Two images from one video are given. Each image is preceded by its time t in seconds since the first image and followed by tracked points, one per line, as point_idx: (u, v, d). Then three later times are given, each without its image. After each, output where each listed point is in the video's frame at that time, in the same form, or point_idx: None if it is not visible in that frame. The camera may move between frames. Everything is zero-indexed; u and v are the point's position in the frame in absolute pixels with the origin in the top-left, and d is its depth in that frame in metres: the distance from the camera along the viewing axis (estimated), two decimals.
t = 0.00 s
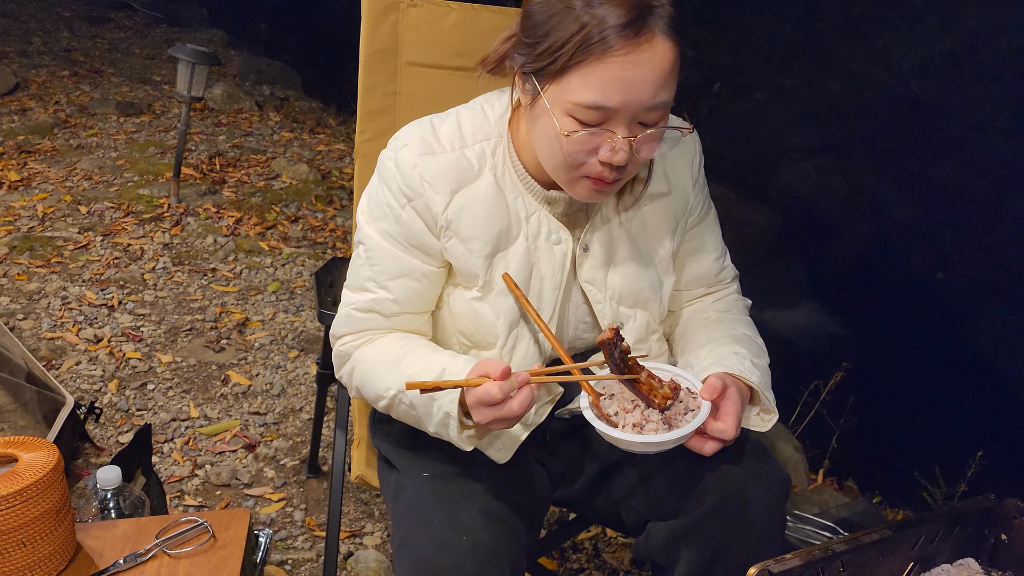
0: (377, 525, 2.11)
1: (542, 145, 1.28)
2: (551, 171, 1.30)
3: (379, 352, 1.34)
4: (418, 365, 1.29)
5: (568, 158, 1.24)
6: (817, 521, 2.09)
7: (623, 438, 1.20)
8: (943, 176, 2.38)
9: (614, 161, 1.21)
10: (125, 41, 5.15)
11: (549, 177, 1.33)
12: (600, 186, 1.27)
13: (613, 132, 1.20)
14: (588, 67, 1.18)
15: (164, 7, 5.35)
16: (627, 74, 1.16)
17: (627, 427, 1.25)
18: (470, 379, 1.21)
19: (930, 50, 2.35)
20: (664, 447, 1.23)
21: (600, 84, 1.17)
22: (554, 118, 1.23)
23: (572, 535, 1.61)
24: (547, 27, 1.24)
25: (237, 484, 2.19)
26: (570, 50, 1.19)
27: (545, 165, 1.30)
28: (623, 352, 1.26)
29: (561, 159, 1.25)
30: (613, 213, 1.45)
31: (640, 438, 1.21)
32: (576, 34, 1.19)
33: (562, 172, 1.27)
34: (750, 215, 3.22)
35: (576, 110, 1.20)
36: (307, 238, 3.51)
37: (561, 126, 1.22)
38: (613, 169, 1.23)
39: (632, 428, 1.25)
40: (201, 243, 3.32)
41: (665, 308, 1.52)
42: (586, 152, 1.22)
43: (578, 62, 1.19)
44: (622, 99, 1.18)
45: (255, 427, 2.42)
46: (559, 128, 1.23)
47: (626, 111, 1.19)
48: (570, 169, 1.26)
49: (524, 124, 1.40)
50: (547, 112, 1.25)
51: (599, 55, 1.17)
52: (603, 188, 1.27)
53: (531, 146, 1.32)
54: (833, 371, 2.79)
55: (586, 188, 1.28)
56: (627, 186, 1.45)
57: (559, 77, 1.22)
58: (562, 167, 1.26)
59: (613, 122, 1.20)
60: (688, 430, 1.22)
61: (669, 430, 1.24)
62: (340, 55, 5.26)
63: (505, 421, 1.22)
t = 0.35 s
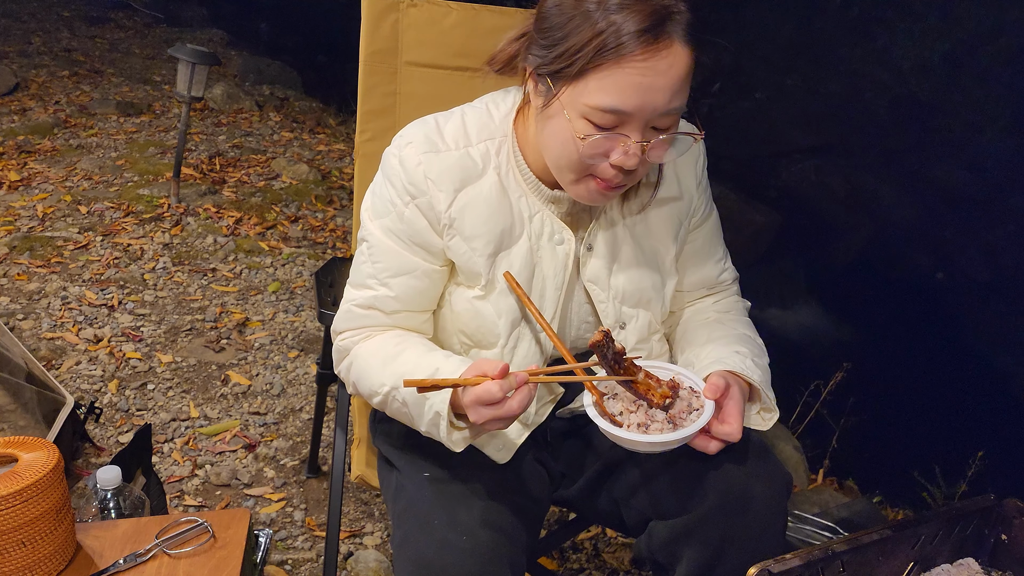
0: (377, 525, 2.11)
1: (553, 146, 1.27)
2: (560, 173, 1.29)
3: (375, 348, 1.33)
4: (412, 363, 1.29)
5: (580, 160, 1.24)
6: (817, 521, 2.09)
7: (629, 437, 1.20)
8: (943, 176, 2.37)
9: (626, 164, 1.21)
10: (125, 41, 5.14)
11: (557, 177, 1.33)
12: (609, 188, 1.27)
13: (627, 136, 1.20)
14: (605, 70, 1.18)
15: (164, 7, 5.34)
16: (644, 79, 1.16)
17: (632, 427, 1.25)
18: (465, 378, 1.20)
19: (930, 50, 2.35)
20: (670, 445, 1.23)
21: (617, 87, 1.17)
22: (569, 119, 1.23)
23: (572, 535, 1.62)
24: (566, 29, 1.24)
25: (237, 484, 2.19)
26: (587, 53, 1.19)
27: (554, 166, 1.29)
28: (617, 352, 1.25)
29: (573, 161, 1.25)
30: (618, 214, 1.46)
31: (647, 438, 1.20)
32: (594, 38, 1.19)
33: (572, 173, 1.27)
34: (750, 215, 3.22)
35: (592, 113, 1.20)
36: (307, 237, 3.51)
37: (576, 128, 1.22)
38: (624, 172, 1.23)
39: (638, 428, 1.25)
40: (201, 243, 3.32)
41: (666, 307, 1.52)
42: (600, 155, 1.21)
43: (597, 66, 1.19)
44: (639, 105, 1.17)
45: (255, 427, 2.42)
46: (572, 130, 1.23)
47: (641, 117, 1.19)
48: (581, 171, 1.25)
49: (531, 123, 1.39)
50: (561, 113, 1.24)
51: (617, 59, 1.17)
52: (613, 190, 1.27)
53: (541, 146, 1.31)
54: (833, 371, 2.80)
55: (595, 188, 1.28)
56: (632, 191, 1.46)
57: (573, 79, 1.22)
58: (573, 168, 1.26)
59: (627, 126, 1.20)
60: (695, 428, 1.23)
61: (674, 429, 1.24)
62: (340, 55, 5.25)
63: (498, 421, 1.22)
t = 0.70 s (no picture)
0: (377, 526, 2.11)
1: (557, 139, 1.27)
2: (562, 166, 1.29)
3: (397, 350, 1.33)
4: (442, 360, 1.29)
5: (582, 154, 1.24)
6: (817, 521, 2.09)
7: (647, 440, 1.19)
8: (943, 176, 2.38)
9: (627, 160, 1.20)
10: (125, 41, 5.14)
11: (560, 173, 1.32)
12: (605, 185, 1.27)
13: (629, 131, 1.19)
14: (613, 64, 1.18)
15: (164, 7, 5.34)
16: (650, 75, 1.16)
17: (645, 428, 1.24)
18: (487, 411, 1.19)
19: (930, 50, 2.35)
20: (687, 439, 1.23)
21: (623, 82, 1.17)
22: (573, 112, 1.23)
23: (572, 535, 1.62)
24: (576, 22, 1.25)
25: (237, 484, 2.19)
26: (596, 47, 1.20)
27: (552, 156, 1.29)
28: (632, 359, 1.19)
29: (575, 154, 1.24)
30: (621, 216, 1.46)
31: (664, 436, 1.20)
32: (602, 30, 1.20)
33: (573, 167, 1.26)
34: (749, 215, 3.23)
35: (596, 107, 1.19)
36: (307, 237, 3.51)
37: (579, 121, 1.22)
38: (624, 168, 1.22)
39: (651, 428, 1.24)
40: (201, 243, 3.32)
41: (666, 308, 1.52)
42: (601, 149, 1.21)
43: (606, 61, 1.19)
44: (643, 103, 1.17)
45: (255, 427, 2.42)
46: (574, 121, 1.23)
47: (646, 114, 1.18)
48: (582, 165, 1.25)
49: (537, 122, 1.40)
50: (566, 105, 1.24)
51: (624, 54, 1.17)
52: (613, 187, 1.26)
53: (545, 140, 1.31)
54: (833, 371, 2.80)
55: (595, 184, 1.27)
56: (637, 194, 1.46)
57: (581, 72, 1.22)
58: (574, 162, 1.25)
59: (631, 122, 1.20)
60: (707, 419, 1.24)
61: (686, 423, 1.25)
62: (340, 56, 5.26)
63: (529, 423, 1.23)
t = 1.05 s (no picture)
0: (377, 526, 2.11)
1: (568, 142, 1.27)
2: (574, 168, 1.29)
3: (402, 346, 1.33)
4: (451, 351, 1.30)
5: (596, 156, 1.24)
6: (817, 521, 2.08)
7: (683, 434, 1.19)
8: (943, 176, 2.37)
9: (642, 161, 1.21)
10: (124, 41, 5.14)
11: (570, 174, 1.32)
12: (621, 187, 1.27)
13: (644, 132, 1.20)
14: (626, 66, 1.18)
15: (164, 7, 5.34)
16: (664, 76, 1.17)
17: (677, 423, 1.25)
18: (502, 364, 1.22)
19: (931, 50, 2.35)
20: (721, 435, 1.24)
21: (637, 84, 1.17)
22: (586, 115, 1.23)
23: (572, 535, 1.62)
24: (585, 27, 1.25)
25: (237, 484, 2.19)
26: (608, 50, 1.20)
27: (565, 162, 1.29)
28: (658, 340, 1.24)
29: (588, 157, 1.24)
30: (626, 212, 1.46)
31: (700, 431, 1.21)
32: (614, 35, 1.20)
33: (587, 169, 1.26)
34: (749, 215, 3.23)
35: (610, 109, 1.19)
36: (307, 238, 3.51)
37: (593, 124, 1.22)
38: (639, 169, 1.23)
39: (683, 423, 1.25)
40: (201, 243, 3.32)
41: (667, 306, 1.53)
42: (615, 151, 1.21)
43: (618, 63, 1.19)
44: (658, 102, 1.17)
45: (255, 427, 2.42)
46: (589, 126, 1.23)
47: (659, 114, 1.19)
48: (596, 167, 1.25)
49: (541, 121, 1.41)
50: (579, 109, 1.24)
51: (637, 56, 1.17)
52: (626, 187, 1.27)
53: (556, 142, 1.31)
54: (833, 371, 2.80)
55: (608, 185, 1.27)
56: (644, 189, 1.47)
57: (593, 75, 1.22)
58: (587, 164, 1.25)
59: (645, 123, 1.20)
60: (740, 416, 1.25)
61: (719, 419, 1.26)
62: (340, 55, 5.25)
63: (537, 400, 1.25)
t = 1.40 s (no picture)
0: (377, 525, 2.11)
1: (572, 143, 1.27)
2: (577, 169, 1.29)
3: (393, 340, 1.33)
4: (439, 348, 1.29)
5: (601, 158, 1.24)
6: (818, 521, 2.08)
7: (669, 435, 1.21)
8: (943, 176, 2.37)
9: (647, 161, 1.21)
10: (124, 41, 5.13)
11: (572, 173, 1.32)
12: (624, 185, 1.28)
13: (648, 134, 1.20)
14: (630, 69, 1.18)
15: (164, 7, 5.33)
16: (668, 80, 1.17)
17: (666, 424, 1.26)
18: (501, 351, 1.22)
19: (931, 50, 2.34)
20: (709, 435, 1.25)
21: (642, 86, 1.18)
22: (591, 117, 1.23)
23: (572, 536, 1.62)
24: (590, 29, 1.25)
25: (237, 484, 2.19)
26: (612, 53, 1.19)
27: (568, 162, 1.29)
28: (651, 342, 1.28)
29: (592, 158, 1.25)
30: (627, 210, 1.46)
31: (686, 432, 1.22)
32: (619, 39, 1.19)
33: (591, 169, 1.26)
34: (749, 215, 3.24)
35: (615, 111, 1.20)
36: (307, 237, 3.51)
37: (598, 126, 1.22)
38: (643, 169, 1.23)
39: (672, 424, 1.26)
40: (201, 243, 3.32)
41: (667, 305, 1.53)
42: (621, 153, 1.22)
43: (622, 65, 1.19)
44: (662, 106, 1.18)
45: (255, 427, 2.42)
46: (593, 127, 1.23)
47: (663, 117, 1.19)
48: (600, 167, 1.25)
49: (542, 120, 1.41)
50: (582, 110, 1.24)
51: (642, 59, 1.17)
52: (630, 187, 1.27)
53: (558, 142, 1.31)
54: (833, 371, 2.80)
55: (612, 184, 1.28)
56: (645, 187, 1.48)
57: (597, 77, 1.22)
58: (592, 165, 1.26)
59: (649, 125, 1.20)
60: (729, 416, 1.26)
61: (707, 421, 1.26)
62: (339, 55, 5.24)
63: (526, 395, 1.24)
